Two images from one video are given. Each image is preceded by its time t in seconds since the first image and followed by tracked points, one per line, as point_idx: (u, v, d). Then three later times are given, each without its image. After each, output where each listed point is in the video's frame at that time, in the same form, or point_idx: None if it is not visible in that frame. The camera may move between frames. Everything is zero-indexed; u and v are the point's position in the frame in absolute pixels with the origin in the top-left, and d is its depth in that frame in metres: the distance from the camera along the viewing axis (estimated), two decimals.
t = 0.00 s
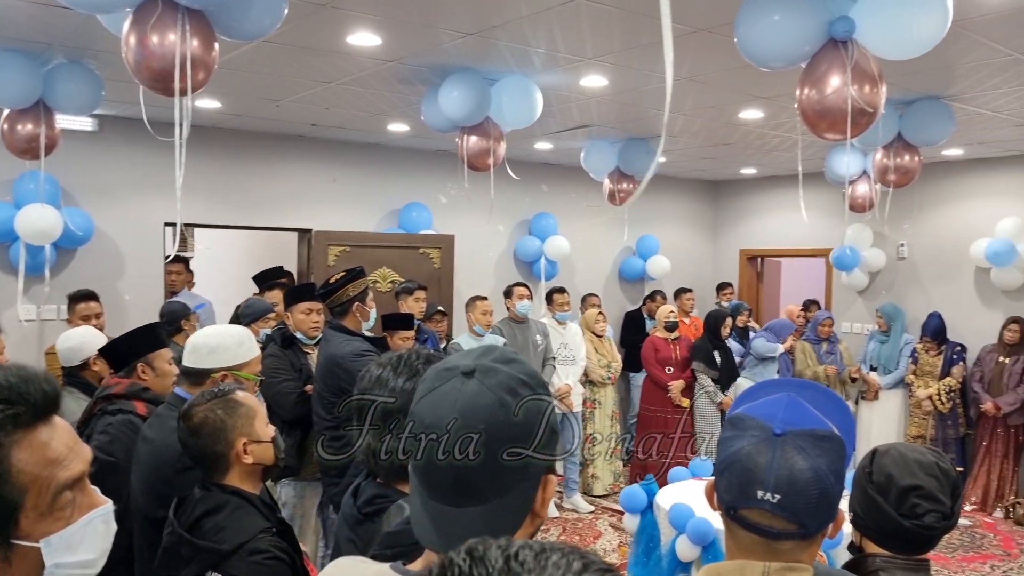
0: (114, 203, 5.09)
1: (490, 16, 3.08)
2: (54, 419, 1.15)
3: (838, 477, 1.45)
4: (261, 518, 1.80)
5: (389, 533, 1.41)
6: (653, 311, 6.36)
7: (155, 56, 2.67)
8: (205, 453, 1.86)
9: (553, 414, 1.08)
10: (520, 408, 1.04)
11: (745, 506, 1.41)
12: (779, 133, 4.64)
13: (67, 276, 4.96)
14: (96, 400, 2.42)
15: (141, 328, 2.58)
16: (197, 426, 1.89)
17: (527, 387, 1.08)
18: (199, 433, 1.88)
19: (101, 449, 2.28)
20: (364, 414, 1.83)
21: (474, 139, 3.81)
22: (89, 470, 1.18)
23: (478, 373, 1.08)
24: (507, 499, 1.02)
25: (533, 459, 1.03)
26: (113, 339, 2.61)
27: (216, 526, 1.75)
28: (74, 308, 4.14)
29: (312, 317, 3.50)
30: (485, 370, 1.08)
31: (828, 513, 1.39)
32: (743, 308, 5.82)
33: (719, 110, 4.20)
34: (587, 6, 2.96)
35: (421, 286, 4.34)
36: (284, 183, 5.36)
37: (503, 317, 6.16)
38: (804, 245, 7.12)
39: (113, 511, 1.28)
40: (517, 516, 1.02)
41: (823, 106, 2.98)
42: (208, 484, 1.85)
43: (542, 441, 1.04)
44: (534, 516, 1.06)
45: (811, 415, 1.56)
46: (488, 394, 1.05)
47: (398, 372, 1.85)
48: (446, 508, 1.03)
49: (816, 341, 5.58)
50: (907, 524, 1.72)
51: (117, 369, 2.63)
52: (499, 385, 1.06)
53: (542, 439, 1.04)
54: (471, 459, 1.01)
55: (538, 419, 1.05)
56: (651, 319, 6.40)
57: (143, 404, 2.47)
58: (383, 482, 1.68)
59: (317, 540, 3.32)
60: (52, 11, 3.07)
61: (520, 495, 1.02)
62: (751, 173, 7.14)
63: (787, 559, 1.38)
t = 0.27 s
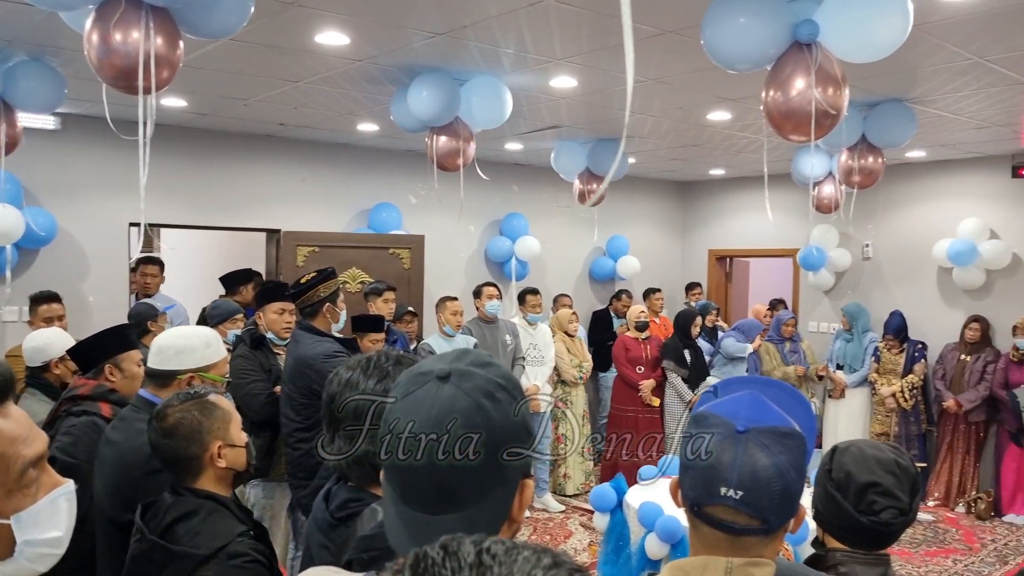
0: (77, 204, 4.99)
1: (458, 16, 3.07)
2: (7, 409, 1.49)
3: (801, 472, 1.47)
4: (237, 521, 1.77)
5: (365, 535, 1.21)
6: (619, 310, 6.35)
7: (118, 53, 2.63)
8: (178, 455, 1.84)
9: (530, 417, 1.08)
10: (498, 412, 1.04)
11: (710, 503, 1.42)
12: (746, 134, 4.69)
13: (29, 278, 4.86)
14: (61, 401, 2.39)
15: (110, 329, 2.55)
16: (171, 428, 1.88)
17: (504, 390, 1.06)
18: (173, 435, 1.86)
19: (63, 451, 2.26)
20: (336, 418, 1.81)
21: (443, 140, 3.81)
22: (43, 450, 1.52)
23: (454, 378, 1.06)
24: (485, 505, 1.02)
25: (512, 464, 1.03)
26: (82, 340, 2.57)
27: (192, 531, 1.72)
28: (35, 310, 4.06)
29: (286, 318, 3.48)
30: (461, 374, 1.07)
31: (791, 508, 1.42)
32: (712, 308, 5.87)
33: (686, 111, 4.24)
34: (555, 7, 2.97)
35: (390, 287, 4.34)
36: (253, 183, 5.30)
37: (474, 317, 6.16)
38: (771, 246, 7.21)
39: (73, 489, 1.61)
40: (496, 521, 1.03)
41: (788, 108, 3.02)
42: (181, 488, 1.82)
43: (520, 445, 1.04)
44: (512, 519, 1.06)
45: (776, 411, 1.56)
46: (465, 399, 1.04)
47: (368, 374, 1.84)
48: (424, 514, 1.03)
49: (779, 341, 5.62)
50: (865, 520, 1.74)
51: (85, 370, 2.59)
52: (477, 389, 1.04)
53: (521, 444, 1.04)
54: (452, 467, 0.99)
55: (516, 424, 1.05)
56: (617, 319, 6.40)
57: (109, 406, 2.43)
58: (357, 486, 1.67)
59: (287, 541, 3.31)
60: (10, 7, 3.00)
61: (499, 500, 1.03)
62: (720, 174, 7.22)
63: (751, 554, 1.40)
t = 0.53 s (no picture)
0: (46, 203, 4.91)
1: (431, 15, 3.06)
2: None
3: (766, 467, 1.48)
4: (215, 523, 1.76)
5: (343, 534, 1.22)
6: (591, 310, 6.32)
7: (85, 51, 2.59)
8: (156, 454, 1.82)
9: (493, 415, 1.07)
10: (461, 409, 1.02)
11: (676, 498, 1.43)
12: (719, 134, 4.73)
13: None
14: (31, 401, 2.36)
15: (86, 330, 2.55)
16: (151, 426, 1.86)
17: (466, 388, 1.05)
18: (153, 434, 1.85)
19: (31, 450, 2.23)
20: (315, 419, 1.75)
21: (416, 139, 3.79)
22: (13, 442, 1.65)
23: (416, 376, 1.04)
24: (449, 505, 1.01)
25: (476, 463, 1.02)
26: (57, 339, 2.57)
27: (169, 534, 1.71)
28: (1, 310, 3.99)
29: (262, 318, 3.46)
30: (423, 373, 1.05)
31: (755, 503, 1.43)
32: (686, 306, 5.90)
33: (659, 111, 4.26)
34: (527, 7, 2.97)
35: (363, 287, 4.34)
36: (226, 183, 5.26)
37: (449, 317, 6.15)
38: (744, 245, 7.28)
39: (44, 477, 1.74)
40: (460, 521, 1.02)
41: (757, 108, 3.05)
42: (156, 490, 1.81)
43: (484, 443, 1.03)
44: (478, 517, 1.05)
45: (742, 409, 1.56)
46: (427, 397, 1.02)
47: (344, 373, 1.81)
48: (387, 515, 1.01)
49: (749, 340, 5.80)
50: (825, 516, 1.77)
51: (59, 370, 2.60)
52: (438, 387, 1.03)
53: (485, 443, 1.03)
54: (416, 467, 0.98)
55: (479, 421, 1.03)
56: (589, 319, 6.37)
57: (80, 407, 2.41)
58: (331, 486, 1.64)
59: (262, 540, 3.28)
60: None
61: (464, 498, 1.02)
62: (694, 174, 7.27)
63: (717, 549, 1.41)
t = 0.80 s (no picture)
0: (19, 201, 4.85)
1: (407, 14, 3.05)
2: None
3: (732, 461, 1.48)
4: (189, 522, 1.75)
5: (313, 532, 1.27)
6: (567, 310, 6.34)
7: (56, 48, 2.55)
8: (131, 453, 1.81)
9: (448, 411, 1.08)
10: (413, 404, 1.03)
11: (644, 493, 1.45)
12: (696, 134, 4.76)
13: None
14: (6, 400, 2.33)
15: (65, 329, 2.53)
16: (126, 424, 1.85)
17: (421, 384, 1.06)
18: (128, 431, 1.83)
19: (3, 450, 2.22)
20: (279, 416, 1.73)
21: (394, 138, 3.79)
22: None
23: (371, 371, 1.05)
24: (403, 497, 1.02)
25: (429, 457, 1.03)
26: (36, 337, 2.54)
27: (144, 533, 1.70)
28: None
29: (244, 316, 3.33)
30: (379, 368, 1.06)
31: (722, 497, 1.45)
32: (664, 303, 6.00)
33: (637, 110, 4.28)
34: (502, 7, 2.97)
35: (341, 287, 4.33)
36: (203, 181, 5.22)
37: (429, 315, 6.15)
38: (721, 244, 7.33)
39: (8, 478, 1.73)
40: (413, 515, 1.03)
41: (731, 108, 3.07)
42: (129, 489, 1.79)
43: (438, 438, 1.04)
44: (432, 512, 1.06)
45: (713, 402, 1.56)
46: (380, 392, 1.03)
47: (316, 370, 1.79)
48: (341, 506, 1.02)
49: (725, 338, 5.86)
50: (793, 511, 1.79)
51: (35, 369, 2.56)
52: (392, 382, 1.04)
53: (439, 438, 1.04)
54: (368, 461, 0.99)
55: (432, 416, 1.04)
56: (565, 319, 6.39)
57: (54, 408, 2.37)
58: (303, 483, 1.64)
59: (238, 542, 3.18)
60: None
61: (417, 492, 1.02)
62: (672, 173, 7.31)
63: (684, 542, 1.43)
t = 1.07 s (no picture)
0: None
1: (384, 12, 3.05)
2: None
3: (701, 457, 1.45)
4: (160, 517, 1.75)
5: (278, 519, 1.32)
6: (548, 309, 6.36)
7: (26, 44, 2.52)
8: (101, 448, 1.80)
9: (384, 405, 1.09)
10: (344, 397, 1.05)
11: (614, 489, 1.40)
12: (676, 133, 4.78)
13: None
14: None
15: (38, 330, 2.53)
16: (97, 420, 1.83)
17: (355, 378, 1.07)
18: (99, 427, 1.82)
19: None
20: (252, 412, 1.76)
21: (372, 136, 3.79)
22: None
23: (307, 363, 1.08)
24: (330, 486, 1.04)
25: (357, 449, 1.05)
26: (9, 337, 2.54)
27: (115, 528, 1.70)
28: None
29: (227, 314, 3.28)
30: (315, 360, 1.08)
31: (691, 492, 1.41)
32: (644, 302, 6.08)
33: (617, 109, 4.29)
34: (479, 5, 2.97)
35: (321, 285, 4.29)
36: (182, 179, 5.19)
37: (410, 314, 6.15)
38: (701, 243, 7.37)
39: None
40: (341, 504, 1.05)
41: (707, 108, 3.09)
42: (100, 485, 1.79)
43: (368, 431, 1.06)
44: (365, 504, 1.08)
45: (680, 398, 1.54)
46: (311, 384, 1.05)
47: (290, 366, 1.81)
48: (273, 492, 1.05)
49: (705, 336, 5.92)
50: (768, 507, 1.80)
51: (9, 369, 2.56)
52: (322, 374, 1.06)
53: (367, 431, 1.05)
54: (293, 449, 1.02)
55: (360, 410, 1.05)
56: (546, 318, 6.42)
57: (30, 408, 2.41)
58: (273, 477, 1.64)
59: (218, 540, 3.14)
60: None
61: (345, 482, 1.04)
62: (653, 172, 7.35)
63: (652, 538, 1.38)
